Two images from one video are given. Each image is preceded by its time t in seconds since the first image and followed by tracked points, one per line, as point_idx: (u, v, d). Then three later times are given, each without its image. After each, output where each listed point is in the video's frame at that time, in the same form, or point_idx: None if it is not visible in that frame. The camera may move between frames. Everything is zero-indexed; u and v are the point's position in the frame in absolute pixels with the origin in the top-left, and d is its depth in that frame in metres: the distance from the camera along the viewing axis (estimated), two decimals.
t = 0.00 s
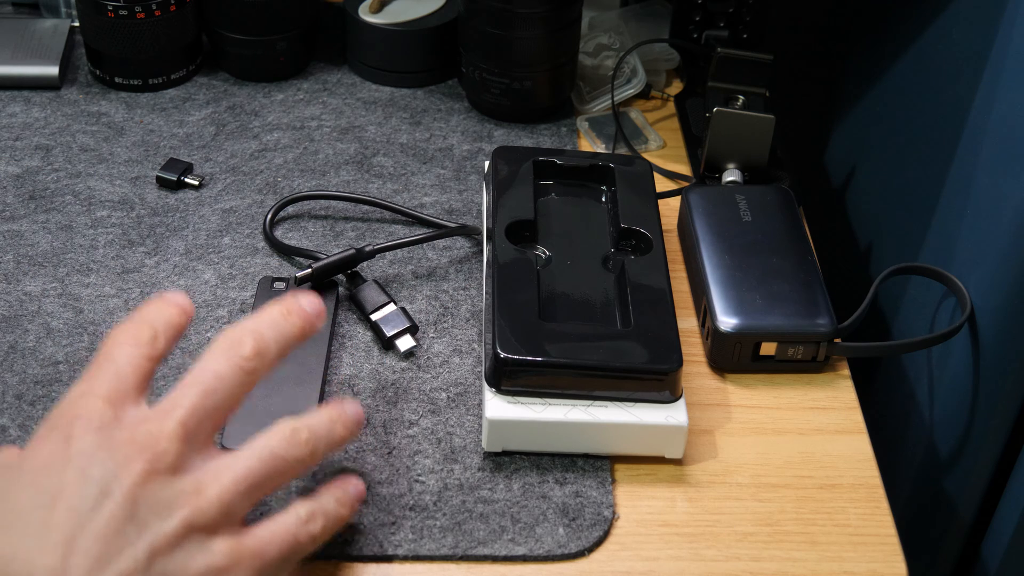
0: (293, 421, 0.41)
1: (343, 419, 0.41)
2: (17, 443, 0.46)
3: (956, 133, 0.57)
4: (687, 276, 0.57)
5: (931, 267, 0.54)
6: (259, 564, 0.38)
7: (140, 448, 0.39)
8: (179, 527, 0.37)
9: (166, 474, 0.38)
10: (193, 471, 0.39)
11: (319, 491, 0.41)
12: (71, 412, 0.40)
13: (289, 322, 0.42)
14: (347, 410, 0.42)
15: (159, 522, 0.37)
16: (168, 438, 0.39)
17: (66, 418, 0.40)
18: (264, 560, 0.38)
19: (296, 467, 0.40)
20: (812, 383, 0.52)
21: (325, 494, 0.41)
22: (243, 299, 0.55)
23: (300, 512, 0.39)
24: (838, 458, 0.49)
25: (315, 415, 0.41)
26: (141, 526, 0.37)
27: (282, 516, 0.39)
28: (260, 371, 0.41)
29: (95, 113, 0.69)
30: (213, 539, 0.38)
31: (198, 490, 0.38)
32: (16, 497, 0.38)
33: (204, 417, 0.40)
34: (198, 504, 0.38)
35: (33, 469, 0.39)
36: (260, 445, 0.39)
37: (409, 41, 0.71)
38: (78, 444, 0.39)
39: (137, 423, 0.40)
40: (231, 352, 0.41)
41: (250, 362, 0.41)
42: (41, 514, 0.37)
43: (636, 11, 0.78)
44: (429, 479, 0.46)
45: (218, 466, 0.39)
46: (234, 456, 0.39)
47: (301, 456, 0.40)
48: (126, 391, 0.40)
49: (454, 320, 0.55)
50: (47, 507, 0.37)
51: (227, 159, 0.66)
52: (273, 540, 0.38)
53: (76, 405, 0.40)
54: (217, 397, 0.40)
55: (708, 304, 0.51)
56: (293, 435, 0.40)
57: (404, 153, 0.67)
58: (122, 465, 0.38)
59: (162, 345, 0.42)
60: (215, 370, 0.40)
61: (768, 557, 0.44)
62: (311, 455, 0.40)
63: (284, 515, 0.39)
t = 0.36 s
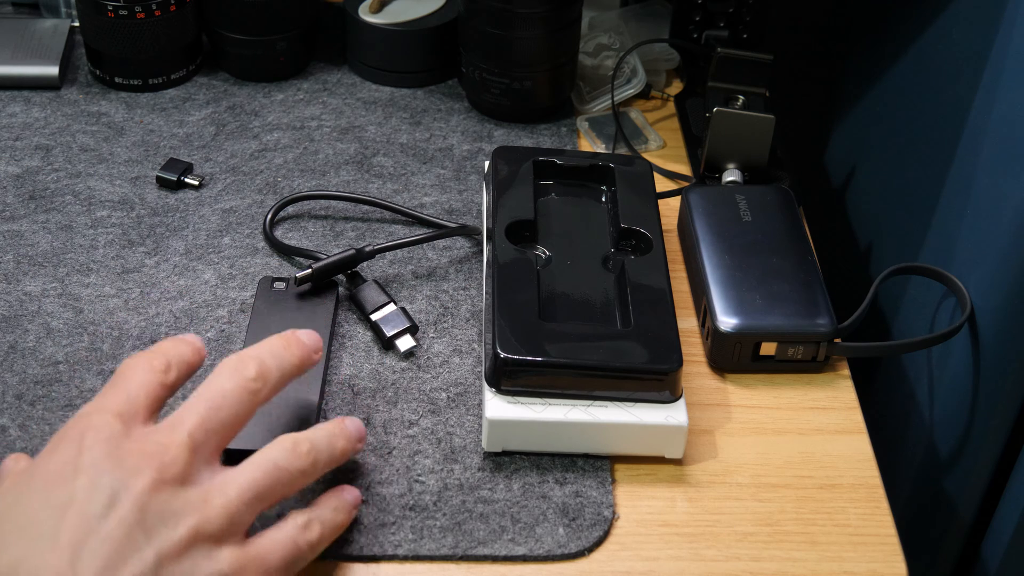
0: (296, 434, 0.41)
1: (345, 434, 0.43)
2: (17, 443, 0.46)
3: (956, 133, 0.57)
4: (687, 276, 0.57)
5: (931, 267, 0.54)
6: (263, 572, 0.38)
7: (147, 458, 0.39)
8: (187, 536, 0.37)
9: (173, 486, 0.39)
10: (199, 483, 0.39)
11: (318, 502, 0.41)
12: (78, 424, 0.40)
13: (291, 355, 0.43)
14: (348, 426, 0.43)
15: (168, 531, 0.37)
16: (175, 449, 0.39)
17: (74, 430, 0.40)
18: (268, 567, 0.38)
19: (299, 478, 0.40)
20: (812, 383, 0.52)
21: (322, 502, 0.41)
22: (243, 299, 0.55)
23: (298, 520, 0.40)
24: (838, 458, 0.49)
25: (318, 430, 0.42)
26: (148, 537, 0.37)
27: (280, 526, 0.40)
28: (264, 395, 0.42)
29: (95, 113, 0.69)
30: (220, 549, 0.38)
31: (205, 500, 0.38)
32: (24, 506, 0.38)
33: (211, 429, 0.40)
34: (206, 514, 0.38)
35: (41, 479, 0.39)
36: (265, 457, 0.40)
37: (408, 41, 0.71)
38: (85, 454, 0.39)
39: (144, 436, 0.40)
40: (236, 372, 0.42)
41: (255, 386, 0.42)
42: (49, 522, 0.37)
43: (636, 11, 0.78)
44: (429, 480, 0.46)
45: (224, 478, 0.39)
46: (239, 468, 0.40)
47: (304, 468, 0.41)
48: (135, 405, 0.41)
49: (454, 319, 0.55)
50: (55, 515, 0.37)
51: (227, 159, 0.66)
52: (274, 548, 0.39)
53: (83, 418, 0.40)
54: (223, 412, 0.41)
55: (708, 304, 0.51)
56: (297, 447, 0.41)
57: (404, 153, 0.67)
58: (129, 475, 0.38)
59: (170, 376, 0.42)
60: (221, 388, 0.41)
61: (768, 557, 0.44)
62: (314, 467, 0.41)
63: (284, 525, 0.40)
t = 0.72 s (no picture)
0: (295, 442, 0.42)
1: (342, 447, 0.43)
2: (17, 443, 0.46)
3: (956, 133, 0.57)
4: (687, 276, 0.57)
5: (931, 267, 0.54)
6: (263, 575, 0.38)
7: (149, 461, 0.39)
8: (189, 538, 0.37)
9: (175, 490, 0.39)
10: (200, 487, 0.39)
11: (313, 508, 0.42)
12: (79, 430, 0.40)
13: (285, 364, 0.44)
14: (343, 439, 0.44)
15: (170, 533, 0.37)
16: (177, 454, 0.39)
17: (76, 435, 0.40)
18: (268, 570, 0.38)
19: (299, 486, 0.41)
20: (812, 383, 0.52)
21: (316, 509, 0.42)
22: (243, 299, 0.55)
23: (295, 524, 0.40)
24: (838, 458, 0.49)
25: (316, 441, 0.43)
26: (150, 539, 0.37)
27: (278, 531, 0.40)
28: (261, 401, 0.43)
29: (95, 113, 0.69)
30: (221, 551, 0.38)
31: (206, 503, 0.38)
32: (26, 507, 0.38)
33: (211, 437, 0.41)
34: (208, 517, 0.38)
35: (43, 482, 0.39)
36: (266, 462, 0.40)
37: (408, 41, 0.71)
38: (88, 457, 0.39)
39: (146, 441, 0.40)
40: (235, 382, 0.42)
41: (253, 394, 0.42)
42: (51, 523, 0.37)
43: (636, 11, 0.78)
44: (429, 480, 0.46)
45: (225, 482, 0.39)
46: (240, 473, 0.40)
47: (303, 475, 0.41)
48: (137, 414, 0.41)
49: (454, 319, 0.55)
50: (58, 518, 0.37)
51: (227, 159, 0.66)
52: (272, 553, 0.39)
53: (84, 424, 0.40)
54: (223, 421, 0.41)
55: (708, 304, 0.51)
56: (297, 455, 0.41)
57: (404, 153, 0.67)
58: (131, 478, 0.38)
59: (169, 389, 0.43)
60: (219, 395, 0.41)
61: (768, 557, 0.44)
62: (313, 475, 0.41)
63: (280, 529, 0.40)
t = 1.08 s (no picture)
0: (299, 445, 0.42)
1: (343, 448, 0.44)
2: (17, 443, 0.46)
3: (956, 134, 0.57)
4: (687, 276, 0.57)
5: (931, 267, 0.54)
6: None
7: (156, 469, 0.39)
8: (195, 543, 0.37)
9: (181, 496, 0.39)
10: (205, 493, 0.40)
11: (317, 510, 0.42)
12: (86, 440, 0.40)
13: (290, 385, 0.45)
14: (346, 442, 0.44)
15: (175, 537, 0.37)
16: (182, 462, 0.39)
17: (83, 444, 0.40)
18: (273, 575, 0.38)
19: (304, 488, 0.41)
20: (812, 383, 0.52)
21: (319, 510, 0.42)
22: (244, 299, 0.55)
23: (300, 525, 0.40)
24: (838, 458, 0.49)
25: (319, 443, 0.43)
26: (156, 543, 0.37)
27: (283, 533, 0.40)
28: (267, 418, 0.43)
29: (95, 113, 0.69)
30: (226, 556, 0.38)
31: (211, 509, 0.39)
32: (32, 513, 0.38)
33: (217, 446, 0.41)
34: (213, 522, 0.38)
35: (49, 488, 0.39)
36: (270, 466, 0.40)
37: (408, 41, 0.71)
38: (94, 464, 0.39)
39: (152, 450, 0.40)
40: (241, 394, 0.42)
41: (258, 406, 0.43)
42: (56, 528, 0.37)
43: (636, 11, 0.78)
44: (429, 480, 0.46)
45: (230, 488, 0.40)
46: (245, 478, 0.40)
47: (308, 476, 0.41)
48: (144, 424, 0.41)
49: (454, 320, 0.55)
50: (63, 523, 0.37)
51: (227, 158, 0.66)
52: (279, 554, 0.39)
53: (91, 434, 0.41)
54: (229, 431, 0.41)
55: (708, 304, 0.51)
56: (300, 457, 0.41)
57: (404, 153, 0.67)
58: (137, 485, 0.38)
59: (174, 404, 0.43)
60: (227, 409, 0.42)
61: (768, 557, 0.44)
62: (317, 477, 0.41)
63: (286, 530, 0.40)
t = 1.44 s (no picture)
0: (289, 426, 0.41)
1: (336, 424, 0.42)
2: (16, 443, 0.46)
3: (957, 133, 0.57)
4: (687, 276, 0.57)
5: (931, 267, 0.54)
6: (255, 566, 0.38)
7: (138, 454, 0.39)
8: (177, 531, 0.37)
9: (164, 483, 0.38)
10: (189, 479, 0.39)
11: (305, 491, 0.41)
12: (69, 423, 0.40)
13: (283, 357, 0.43)
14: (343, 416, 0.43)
15: (158, 525, 0.37)
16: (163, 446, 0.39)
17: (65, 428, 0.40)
18: (259, 562, 0.38)
19: (292, 471, 0.40)
20: (812, 383, 0.52)
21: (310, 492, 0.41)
22: (244, 299, 0.55)
23: (285, 510, 0.40)
24: (838, 458, 0.49)
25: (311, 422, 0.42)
26: (138, 532, 0.37)
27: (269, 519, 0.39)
28: (256, 393, 0.42)
29: (95, 113, 0.69)
30: (210, 543, 0.38)
31: (195, 495, 0.38)
32: (14, 499, 0.38)
33: (202, 428, 0.40)
34: (196, 509, 0.38)
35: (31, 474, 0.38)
36: (257, 451, 0.40)
37: (408, 41, 0.71)
38: (75, 449, 0.39)
39: (136, 433, 0.40)
40: (227, 371, 0.42)
41: (247, 383, 0.42)
42: (38, 516, 0.37)
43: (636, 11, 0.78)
44: (429, 480, 0.46)
45: (215, 474, 0.39)
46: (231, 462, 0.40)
47: (297, 460, 0.40)
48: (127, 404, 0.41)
49: (455, 320, 0.55)
50: (45, 510, 0.37)
51: (227, 158, 0.66)
52: (265, 541, 0.39)
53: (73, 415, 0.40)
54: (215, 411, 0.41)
55: (708, 304, 0.51)
56: (289, 440, 0.40)
57: (404, 153, 0.67)
58: (119, 471, 0.38)
59: (160, 378, 0.42)
60: (211, 387, 0.41)
61: (768, 557, 0.44)
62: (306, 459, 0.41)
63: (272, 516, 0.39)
